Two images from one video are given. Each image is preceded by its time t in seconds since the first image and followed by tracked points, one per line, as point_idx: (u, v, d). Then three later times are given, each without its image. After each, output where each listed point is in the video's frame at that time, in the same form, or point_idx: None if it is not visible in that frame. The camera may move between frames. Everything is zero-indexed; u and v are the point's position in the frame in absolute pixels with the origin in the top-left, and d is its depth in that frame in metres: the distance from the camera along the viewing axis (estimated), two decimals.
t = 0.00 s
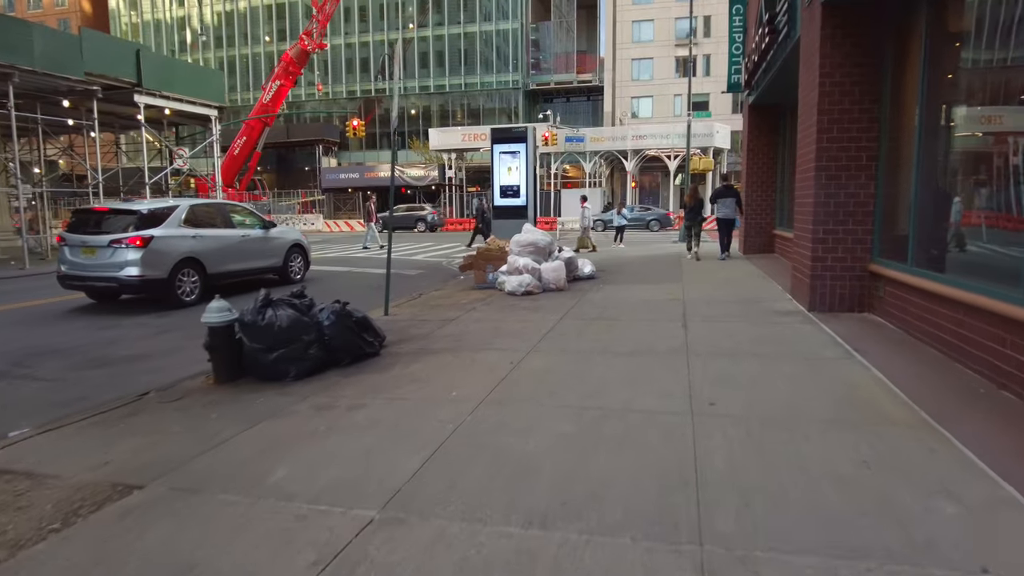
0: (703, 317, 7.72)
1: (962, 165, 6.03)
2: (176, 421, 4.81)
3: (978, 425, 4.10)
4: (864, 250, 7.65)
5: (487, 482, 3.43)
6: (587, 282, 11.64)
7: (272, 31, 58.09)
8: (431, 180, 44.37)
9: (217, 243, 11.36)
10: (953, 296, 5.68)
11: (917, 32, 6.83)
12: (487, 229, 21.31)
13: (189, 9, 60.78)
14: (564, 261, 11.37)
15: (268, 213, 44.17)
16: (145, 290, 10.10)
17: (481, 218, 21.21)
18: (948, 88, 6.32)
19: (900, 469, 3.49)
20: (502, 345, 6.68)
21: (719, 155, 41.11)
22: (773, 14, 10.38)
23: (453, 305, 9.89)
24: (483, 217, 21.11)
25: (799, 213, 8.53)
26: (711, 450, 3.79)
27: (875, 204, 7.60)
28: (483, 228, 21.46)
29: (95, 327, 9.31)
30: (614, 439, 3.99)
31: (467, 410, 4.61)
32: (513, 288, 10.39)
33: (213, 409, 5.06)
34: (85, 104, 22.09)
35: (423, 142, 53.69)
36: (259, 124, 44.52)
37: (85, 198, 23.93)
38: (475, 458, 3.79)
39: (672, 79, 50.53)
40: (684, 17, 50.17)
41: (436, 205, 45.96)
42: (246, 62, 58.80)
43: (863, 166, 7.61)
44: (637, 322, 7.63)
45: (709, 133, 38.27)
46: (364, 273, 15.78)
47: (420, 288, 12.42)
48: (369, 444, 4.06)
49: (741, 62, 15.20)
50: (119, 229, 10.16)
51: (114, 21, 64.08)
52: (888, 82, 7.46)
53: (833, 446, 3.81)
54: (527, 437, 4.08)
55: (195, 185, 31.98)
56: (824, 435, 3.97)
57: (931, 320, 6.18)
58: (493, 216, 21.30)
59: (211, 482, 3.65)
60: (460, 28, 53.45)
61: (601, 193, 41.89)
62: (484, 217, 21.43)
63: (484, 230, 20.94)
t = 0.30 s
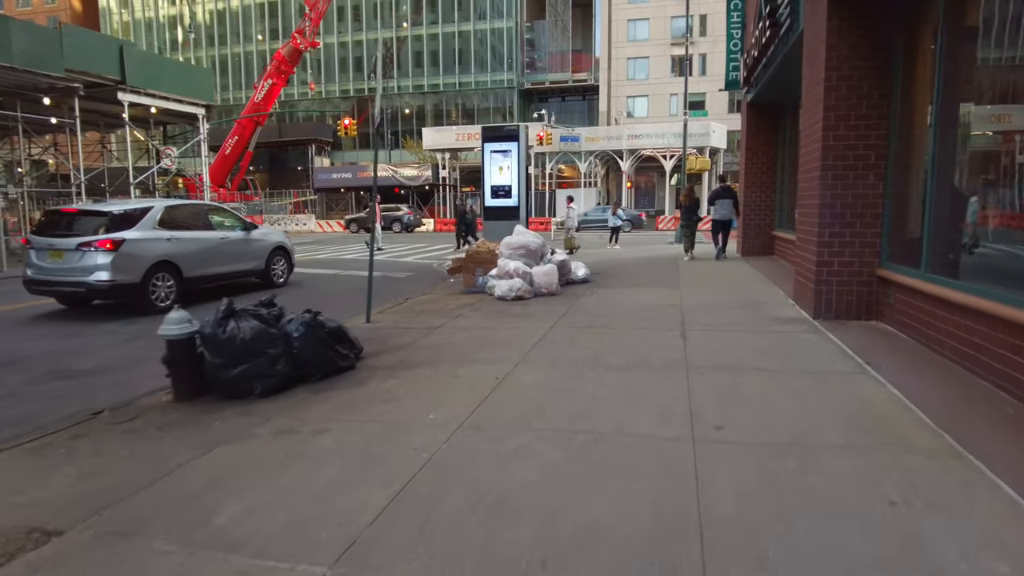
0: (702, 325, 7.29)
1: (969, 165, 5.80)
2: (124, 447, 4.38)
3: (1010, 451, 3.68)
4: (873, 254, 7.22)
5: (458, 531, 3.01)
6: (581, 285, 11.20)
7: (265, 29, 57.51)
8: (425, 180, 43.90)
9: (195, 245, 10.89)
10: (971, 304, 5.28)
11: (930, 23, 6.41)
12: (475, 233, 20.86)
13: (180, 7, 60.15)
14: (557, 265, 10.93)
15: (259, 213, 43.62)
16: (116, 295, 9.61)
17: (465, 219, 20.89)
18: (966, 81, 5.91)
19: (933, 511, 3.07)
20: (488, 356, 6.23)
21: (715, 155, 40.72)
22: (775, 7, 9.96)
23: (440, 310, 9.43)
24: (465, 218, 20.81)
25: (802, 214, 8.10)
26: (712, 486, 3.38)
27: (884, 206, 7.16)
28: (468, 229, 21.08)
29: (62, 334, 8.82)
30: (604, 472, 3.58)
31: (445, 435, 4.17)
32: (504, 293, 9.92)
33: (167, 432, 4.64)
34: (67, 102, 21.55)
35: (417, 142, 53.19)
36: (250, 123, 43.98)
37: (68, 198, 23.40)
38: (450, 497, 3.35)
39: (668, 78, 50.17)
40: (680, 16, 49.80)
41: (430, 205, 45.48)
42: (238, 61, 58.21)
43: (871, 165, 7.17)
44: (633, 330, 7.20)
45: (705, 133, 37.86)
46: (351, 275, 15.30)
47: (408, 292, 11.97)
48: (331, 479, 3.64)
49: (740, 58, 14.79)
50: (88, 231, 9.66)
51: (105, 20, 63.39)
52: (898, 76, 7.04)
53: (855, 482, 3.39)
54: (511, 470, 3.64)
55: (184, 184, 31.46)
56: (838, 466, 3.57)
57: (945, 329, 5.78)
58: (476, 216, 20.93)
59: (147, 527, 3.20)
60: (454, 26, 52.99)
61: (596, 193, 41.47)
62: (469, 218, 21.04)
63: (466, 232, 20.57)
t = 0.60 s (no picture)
0: (694, 328, 6.82)
1: (975, 160, 5.43)
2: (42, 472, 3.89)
3: None
4: (874, 251, 6.77)
5: None
6: (568, 285, 10.73)
7: (253, 25, 56.72)
8: (414, 176, 43.32)
9: (162, 244, 10.38)
10: (982, 308, 4.85)
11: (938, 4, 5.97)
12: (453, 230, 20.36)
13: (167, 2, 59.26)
14: (543, 264, 10.45)
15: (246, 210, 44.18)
16: (75, 296, 9.08)
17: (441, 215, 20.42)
18: (976, 68, 5.49)
19: (965, 559, 2.59)
20: (461, 364, 5.73)
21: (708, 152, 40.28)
22: None
23: (418, 312, 8.93)
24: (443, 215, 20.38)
25: (800, 209, 7.66)
26: (701, 522, 2.92)
27: (887, 201, 6.71)
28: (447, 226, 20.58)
29: (14, 339, 8.28)
30: (579, 506, 3.10)
31: (402, 462, 3.67)
32: (487, 294, 9.46)
33: (95, 453, 4.14)
34: (42, 96, 20.87)
35: (407, 138, 52.58)
36: (237, 120, 43.29)
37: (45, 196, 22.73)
38: (398, 539, 2.88)
39: (661, 74, 49.72)
40: (673, 11, 49.34)
41: (420, 202, 44.91)
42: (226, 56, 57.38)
43: (873, 157, 6.72)
44: (620, 333, 6.73)
45: (698, 129, 37.40)
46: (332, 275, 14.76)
47: (389, 292, 11.46)
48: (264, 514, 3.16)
49: (732, 50, 14.35)
50: (45, 229, 9.11)
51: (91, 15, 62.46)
52: (902, 62, 6.59)
53: (869, 521, 2.90)
54: (470, 505, 3.16)
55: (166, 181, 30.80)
56: (847, 498, 3.11)
57: (953, 332, 5.31)
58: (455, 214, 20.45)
59: None
60: (445, 21, 52.39)
61: (588, 190, 41.00)
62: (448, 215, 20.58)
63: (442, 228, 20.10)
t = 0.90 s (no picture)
0: (681, 341, 6.39)
1: (978, 162, 5.07)
2: None
3: None
4: (872, 259, 6.37)
5: None
6: (552, 291, 10.29)
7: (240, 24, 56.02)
8: (403, 177, 42.84)
9: (125, 250, 9.88)
10: (990, 323, 4.46)
11: None
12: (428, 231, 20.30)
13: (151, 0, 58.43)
14: (525, 269, 9.98)
15: (232, 211, 45.63)
16: (27, 307, 8.55)
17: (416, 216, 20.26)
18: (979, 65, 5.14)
19: None
20: (429, 385, 5.28)
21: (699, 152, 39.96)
22: None
23: (392, 322, 8.47)
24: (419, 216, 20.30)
25: (793, 212, 7.25)
26: None
27: (886, 204, 6.29)
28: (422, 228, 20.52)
29: None
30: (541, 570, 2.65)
31: (347, 510, 3.23)
32: (467, 303, 8.92)
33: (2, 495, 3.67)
34: (14, 95, 20.24)
35: (395, 139, 52.05)
36: (223, 120, 42.68)
37: (19, 198, 22.09)
38: None
39: (651, 73, 49.37)
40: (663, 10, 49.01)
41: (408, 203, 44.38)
42: (212, 55, 56.64)
43: (871, 158, 6.31)
44: (602, 347, 6.30)
45: (688, 129, 37.04)
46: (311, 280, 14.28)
47: (366, 299, 10.98)
48: None
49: (723, 47, 13.95)
50: None
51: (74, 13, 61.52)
52: (902, 56, 6.18)
53: None
54: (414, 569, 2.71)
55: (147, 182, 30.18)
56: (853, 558, 2.68)
57: (958, 349, 4.89)
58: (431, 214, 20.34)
59: None
60: (433, 20, 51.89)
61: (579, 190, 40.60)
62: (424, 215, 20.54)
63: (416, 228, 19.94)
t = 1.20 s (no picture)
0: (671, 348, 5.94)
1: (990, 157, 4.63)
2: None
3: None
4: (874, 261, 5.92)
5: None
6: (537, 294, 9.82)
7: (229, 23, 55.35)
8: (392, 177, 42.31)
9: (85, 253, 9.37)
10: (1008, 334, 4.02)
11: None
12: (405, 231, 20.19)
13: None
14: (508, 271, 9.49)
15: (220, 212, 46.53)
16: None
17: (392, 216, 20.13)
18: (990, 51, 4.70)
19: None
20: (392, 402, 4.81)
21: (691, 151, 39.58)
22: None
23: (365, 328, 7.97)
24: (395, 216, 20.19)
25: (789, 212, 6.80)
26: None
27: (889, 203, 5.84)
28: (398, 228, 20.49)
29: None
30: None
31: (273, 560, 2.75)
32: (445, 308, 8.43)
33: None
34: None
35: (385, 138, 51.51)
36: (210, 118, 42.13)
37: None
38: None
39: (643, 72, 49.05)
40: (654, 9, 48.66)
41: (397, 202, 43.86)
42: (200, 53, 55.92)
43: (872, 153, 5.85)
44: (585, 356, 5.83)
45: (680, 128, 36.64)
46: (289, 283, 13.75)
47: (343, 302, 10.48)
48: None
49: (715, 42, 13.53)
50: None
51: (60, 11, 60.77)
52: (905, 43, 5.72)
53: None
54: None
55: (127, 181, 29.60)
56: None
57: (973, 360, 4.43)
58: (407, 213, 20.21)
59: None
60: (424, 18, 51.39)
61: (570, 190, 40.19)
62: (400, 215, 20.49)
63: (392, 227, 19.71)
